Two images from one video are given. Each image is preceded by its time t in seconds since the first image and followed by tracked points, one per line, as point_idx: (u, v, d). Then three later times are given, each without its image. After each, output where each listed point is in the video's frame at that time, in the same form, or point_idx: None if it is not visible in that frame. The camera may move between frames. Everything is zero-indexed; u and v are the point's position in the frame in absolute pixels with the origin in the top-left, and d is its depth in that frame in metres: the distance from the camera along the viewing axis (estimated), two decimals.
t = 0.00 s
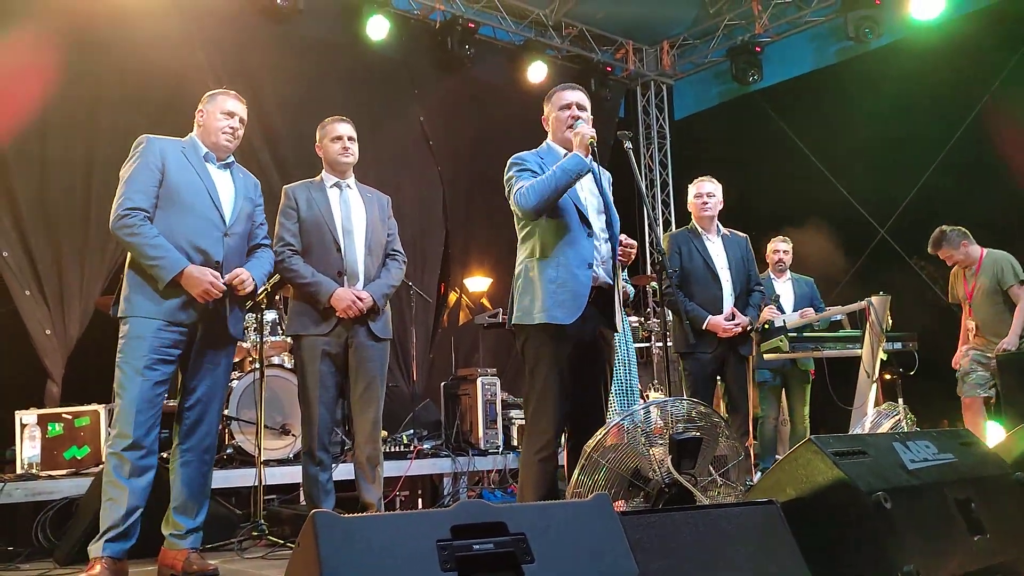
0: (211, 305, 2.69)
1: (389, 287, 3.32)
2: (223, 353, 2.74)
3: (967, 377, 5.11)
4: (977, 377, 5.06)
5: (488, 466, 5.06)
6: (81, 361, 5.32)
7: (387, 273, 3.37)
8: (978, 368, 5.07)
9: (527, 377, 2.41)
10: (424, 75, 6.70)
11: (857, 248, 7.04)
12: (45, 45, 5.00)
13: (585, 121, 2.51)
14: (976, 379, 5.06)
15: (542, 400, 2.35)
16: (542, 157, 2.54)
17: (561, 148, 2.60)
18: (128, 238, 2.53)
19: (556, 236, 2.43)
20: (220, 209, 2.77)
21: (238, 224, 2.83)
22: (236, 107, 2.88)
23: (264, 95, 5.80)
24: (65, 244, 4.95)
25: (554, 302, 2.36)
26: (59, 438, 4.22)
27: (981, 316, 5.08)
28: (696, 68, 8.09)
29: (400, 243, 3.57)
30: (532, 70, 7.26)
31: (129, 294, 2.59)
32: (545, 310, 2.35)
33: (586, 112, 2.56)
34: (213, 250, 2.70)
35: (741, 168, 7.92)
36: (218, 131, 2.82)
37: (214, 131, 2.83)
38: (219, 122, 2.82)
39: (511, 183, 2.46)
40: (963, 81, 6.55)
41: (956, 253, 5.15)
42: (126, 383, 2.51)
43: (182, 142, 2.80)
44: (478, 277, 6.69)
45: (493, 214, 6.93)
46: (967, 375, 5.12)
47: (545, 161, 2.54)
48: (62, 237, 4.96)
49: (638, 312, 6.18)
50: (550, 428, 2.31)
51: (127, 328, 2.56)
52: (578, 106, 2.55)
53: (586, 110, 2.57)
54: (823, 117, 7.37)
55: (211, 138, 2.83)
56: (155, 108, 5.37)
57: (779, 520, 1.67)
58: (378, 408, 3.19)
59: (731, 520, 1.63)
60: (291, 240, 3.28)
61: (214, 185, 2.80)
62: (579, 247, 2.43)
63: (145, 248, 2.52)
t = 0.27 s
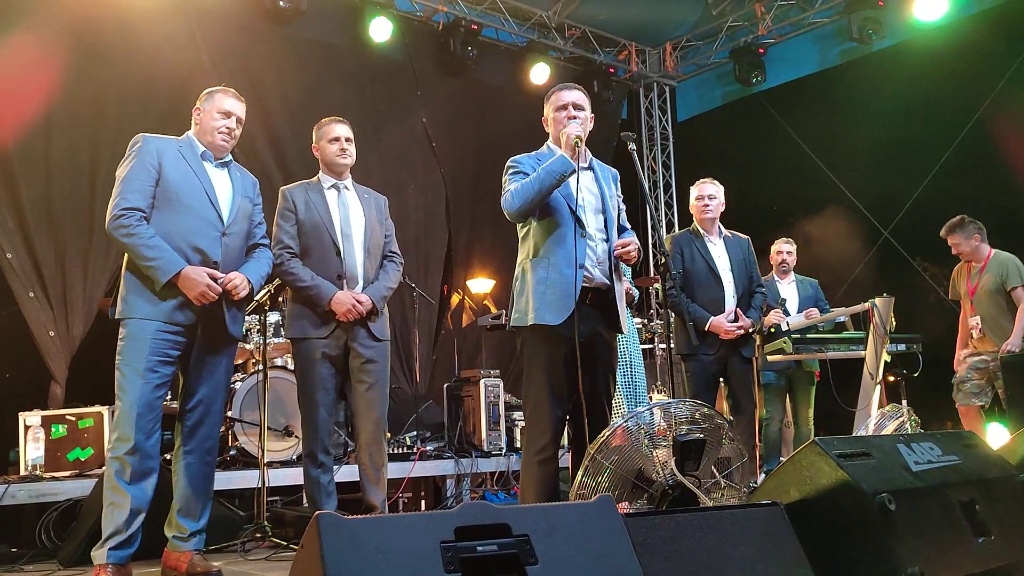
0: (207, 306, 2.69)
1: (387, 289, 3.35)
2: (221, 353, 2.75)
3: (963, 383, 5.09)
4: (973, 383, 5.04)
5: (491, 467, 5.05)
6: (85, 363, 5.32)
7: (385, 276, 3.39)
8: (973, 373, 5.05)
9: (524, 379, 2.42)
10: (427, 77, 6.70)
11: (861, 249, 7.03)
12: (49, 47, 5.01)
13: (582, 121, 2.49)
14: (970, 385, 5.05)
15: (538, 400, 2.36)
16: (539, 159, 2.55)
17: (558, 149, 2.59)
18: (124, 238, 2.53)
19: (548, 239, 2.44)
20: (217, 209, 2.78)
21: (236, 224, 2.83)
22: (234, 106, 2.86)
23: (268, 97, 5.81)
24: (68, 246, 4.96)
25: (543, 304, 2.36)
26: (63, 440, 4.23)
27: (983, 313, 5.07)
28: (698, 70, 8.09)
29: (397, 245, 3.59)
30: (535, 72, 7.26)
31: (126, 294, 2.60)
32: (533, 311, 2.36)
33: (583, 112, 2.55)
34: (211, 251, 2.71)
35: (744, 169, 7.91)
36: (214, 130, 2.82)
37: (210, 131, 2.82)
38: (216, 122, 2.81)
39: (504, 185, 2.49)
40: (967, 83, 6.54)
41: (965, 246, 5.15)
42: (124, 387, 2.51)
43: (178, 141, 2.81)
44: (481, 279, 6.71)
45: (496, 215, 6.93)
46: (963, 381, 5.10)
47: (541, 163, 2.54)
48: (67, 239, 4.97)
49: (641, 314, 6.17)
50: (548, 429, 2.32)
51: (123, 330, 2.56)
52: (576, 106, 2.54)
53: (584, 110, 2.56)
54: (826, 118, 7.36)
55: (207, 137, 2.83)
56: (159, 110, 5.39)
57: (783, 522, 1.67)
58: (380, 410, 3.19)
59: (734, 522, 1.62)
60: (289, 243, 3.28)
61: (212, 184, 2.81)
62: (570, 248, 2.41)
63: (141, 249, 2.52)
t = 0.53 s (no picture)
0: (202, 303, 2.68)
1: (386, 289, 3.35)
2: (216, 353, 2.72)
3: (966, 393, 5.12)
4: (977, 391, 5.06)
5: (494, 468, 5.05)
6: (88, 364, 5.33)
7: (384, 277, 3.39)
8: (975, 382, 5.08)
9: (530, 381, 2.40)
10: (429, 77, 6.70)
11: (863, 250, 7.02)
12: (52, 48, 5.02)
13: (582, 121, 2.51)
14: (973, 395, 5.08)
15: (544, 403, 2.34)
16: (539, 160, 2.55)
17: (558, 149, 2.60)
18: (115, 233, 2.53)
19: (554, 240, 2.43)
20: (211, 204, 2.78)
21: (230, 220, 2.84)
22: (227, 102, 2.86)
23: (270, 98, 5.82)
24: (71, 247, 4.96)
25: (551, 307, 2.36)
26: (66, 441, 4.23)
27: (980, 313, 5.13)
28: (701, 70, 8.08)
29: (394, 245, 3.59)
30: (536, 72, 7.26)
31: (118, 290, 2.60)
32: (542, 314, 2.36)
33: (582, 112, 2.56)
34: (204, 247, 2.71)
35: (746, 170, 7.91)
36: (205, 126, 2.82)
37: (201, 126, 2.83)
38: (206, 118, 2.82)
39: (507, 187, 2.47)
40: (969, 83, 6.53)
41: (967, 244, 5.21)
42: (119, 388, 2.51)
43: (172, 136, 2.81)
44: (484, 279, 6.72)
45: (498, 216, 6.93)
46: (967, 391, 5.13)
47: (542, 164, 2.54)
48: (70, 240, 4.97)
49: (643, 314, 6.17)
50: (552, 432, 2.30)
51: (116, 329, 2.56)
52: (576, 106, 2.56)
53: (583, 109, 2.57)
54: (829, 118, 7.35)
55: (198, 133, 2.84)
56: (162, 110, 5.39)
57: (787, 522, 1.66)
58: (382, 411, 3.19)
59: (739, 522, 1.62)
60: (288, 244, 3.27)
61: (205, 180, 2.81)
62: (576, 250, 2.42)
63: (133, 244, 2.53)
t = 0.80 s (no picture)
0: (196, 299, 2.67)
1: (388, 289, 3.34)
2: (207, 351, 2.70)
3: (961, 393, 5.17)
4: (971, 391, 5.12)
5: (495, 467, 5.05)
6: (88, 364, 5.33)
7: (387, 276, 3.39)
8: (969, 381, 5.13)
9: (535, 381, 2.39)
10: (429, 76, 6.70)
11: (864, 248, 7.01)
12: (52, 47, 5.02)
13: (586, 120, 2.52)
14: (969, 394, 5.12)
15: (550, 403, 2.34)
16: (543, 158, 2.54)
17: (559, 146, 2.60)
18: (106, 230, 2.53)
19: (563, 241, 2.41)
20: (205, 201, 2.78)
21: (224, 216, 2.83)
22: (220, 98, 2.83)
23: (270, 97, 5.81)
24: (71, 246, 4.96)
25: (564, 307, 2.34)
26: (66, 440, 4.23)
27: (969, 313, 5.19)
28: (701, 68, 8.08)
29: (397, 244, 3.58)
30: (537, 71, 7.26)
31: (110, 288, 2.59)
32: (555, 315, 2.34)
33: (585, 109, 2.57)
34: (197, 243, 2.70)
35: (746, 168, 7.90)
36: (198, 123, 2.81)
37: (195, 123, 2.82)
38: (200, 114, 2.80)
39: (516, 186, 2.42)
40: (970, 81, 6.52)
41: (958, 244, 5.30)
42: (115, 388, 2.51)
43: (166, 133, 2.81)
44: (484, 279, 6.71)
45: (498, 215, 6.93)
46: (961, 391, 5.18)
47: (546, 162, 2.53)
48: (70, 239, 4.96)
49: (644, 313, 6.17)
50: (557, 431, 2.30)
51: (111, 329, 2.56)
52: (579, 103, 2.55)
53: (586, 107, 2.58)
54: (829, 117, 7.35)
55: (191, 129, 2.83)
56: (162, 110, 5.39)
57: (787, 521, 1.66)
58: (382, 410, 3.19)
59: (739, 521, 1.61)
60: (291, 242, 3.28)
61: (199, 177, 2.81)
62: (586, 250, 2.41)
63: (124, 241, 2.52)
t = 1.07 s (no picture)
0: (194, 302, 2.66)
1: (392, 287, 3.31)
2: (209, 354, 2.70)
3: (954, 392, 5.18)
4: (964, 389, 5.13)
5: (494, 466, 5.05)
6: (86, 364, 5.32)
7: (391, 274, 3.38)
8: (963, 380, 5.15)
9: (530, 381, 2.39)
10: (427, 75, 6.70)
11: (863, 246, 7.02)
12: (49, 46, 5.01)
13: (588, 119, 2.51)
14: (962, 393, 5.14)
15: (546, 402, 2.33)
16: (544, 158, 2.53)
17: (561, 146, 2.60)
18: (106, 238, 2.54)
19: (562, 244, 2.40)
20: (202, 207, 2.76)
21: (223, 220, 2.81)
22: (219, 101, 2.83)
23: (268, 96, 5.81)
24: (69, 246, 4.95)
25: (560, 311, 2.34)
26: (65, 440, 4.23)
27: (961, 311, 5.19)
28: (699, 66, 8.08)
29: (403, 243, 3.57)
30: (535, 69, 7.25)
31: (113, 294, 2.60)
32: (549, 319, 2.33)
33: (588, 109, 2.56)
34: (195, 249, 2.70)
35: (745, 166, 7.89)
36: (198, 126, 2.81)
37: (194, 126, 2.82)
38: (199, 118, 2.81)
39: (516, 187, 2.41)
40: (968, 78, 6.52)
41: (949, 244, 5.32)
42: (116, 387, 2.52)
43: (165, 137, 2.81)
44: (484, 278, 6.69)
45: (497, 213, 6.92)
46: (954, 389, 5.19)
47: (548, 163, 2.52)
48: (68, 239, 4.96)
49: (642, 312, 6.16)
50: (554, 430, 2.29)
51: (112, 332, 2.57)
52: (581, 102, 2.54)
53: (589, 106, 2.56)
54: (828, 114, 7.34)
55: (191, 132, 2.83)
56: (159, 109, 5.38)
57: (785, 518, 1.66)
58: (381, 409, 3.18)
59: (737, 518, 1.62)
60: (295, 239, 3.28)
61: (197, 182, 2.79)
62: (584, 254, 2.40)
63: (122, 249, 2.53)
